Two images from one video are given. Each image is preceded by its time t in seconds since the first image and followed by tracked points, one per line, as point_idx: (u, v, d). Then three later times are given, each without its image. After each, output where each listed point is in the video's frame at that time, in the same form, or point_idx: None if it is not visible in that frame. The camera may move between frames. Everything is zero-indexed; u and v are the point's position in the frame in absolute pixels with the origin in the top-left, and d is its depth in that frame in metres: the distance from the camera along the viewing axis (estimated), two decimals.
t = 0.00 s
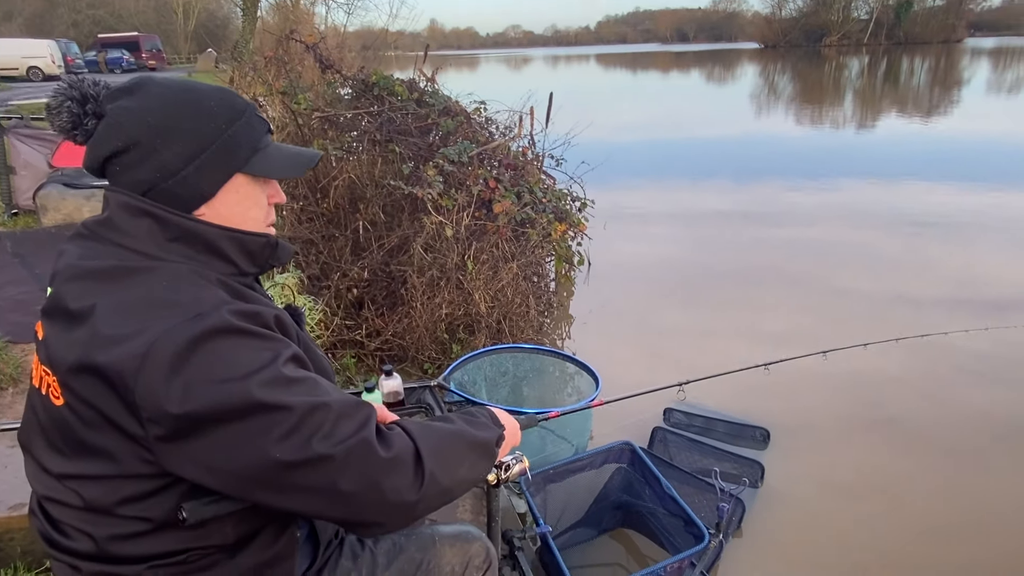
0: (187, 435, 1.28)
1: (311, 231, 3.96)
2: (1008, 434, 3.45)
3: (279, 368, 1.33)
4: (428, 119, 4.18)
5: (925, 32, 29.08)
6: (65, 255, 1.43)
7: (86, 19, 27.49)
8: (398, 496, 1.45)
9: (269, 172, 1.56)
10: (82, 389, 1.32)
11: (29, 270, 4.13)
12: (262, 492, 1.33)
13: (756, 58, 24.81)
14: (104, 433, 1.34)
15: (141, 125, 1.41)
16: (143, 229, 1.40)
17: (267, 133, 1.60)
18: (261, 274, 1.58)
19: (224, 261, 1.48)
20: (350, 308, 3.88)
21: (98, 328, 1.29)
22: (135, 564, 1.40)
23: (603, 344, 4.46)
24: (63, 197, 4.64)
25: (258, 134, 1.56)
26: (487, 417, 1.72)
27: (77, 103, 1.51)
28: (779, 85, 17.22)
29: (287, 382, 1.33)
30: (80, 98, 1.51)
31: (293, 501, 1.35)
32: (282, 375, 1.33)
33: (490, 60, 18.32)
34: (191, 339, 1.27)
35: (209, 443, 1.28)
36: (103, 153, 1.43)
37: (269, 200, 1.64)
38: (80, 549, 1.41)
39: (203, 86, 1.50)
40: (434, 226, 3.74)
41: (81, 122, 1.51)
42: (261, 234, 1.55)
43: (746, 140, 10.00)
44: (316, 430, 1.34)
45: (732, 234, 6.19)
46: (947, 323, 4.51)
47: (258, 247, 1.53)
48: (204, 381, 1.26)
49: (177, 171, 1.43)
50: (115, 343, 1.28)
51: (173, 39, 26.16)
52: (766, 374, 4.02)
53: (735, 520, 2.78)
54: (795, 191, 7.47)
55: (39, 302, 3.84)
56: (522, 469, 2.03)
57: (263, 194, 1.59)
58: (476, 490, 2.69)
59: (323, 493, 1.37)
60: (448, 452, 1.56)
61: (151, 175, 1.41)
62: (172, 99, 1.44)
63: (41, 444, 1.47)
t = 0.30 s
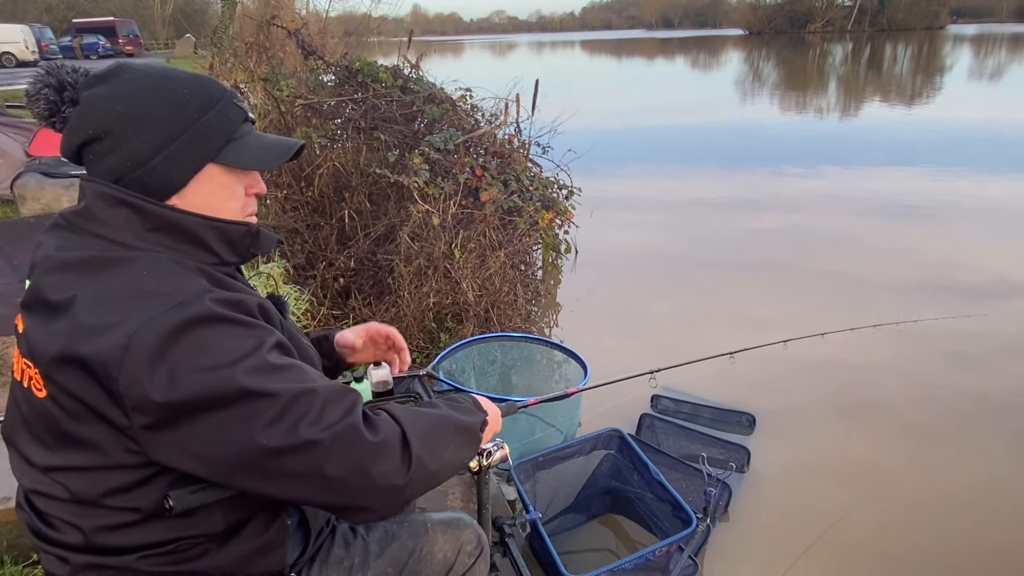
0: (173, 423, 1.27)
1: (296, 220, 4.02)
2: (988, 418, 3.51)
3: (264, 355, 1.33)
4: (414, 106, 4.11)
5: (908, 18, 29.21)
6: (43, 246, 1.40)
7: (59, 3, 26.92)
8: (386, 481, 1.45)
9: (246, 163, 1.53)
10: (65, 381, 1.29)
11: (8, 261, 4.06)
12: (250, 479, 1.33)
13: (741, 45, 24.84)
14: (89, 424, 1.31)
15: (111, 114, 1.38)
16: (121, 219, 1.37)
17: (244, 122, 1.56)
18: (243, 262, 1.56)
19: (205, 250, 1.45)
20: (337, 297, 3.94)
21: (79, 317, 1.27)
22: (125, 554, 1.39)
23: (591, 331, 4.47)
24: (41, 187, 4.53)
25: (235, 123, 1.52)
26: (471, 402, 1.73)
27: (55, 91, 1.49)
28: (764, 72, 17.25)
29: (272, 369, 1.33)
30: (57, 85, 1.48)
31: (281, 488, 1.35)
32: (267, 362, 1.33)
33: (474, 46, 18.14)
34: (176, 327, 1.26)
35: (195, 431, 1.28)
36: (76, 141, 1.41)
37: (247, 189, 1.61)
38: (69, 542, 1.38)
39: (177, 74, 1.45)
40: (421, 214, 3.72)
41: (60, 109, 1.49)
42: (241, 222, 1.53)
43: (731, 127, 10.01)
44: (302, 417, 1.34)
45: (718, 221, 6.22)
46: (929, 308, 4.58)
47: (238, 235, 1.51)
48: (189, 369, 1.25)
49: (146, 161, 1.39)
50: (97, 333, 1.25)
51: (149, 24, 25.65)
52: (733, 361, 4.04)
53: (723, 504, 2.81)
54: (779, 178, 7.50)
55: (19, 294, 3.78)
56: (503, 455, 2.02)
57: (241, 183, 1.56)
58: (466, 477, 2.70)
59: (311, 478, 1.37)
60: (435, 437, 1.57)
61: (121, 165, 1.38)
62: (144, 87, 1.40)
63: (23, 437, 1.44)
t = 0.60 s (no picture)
0: (153, 416, 1.24)
1: (280, 210, 4.00)
2: (971, 403, 3.56)
3: (243, 347, 1.30)
4: (399, 94, 4.04)
5: (892, 6, 29.37)
6: (19, 240, 1.37)
7: None
8: (371, 470, 1.43)
9: (222, 151, 1.49)
10: (45, 375, 1.26)
11: None
12: (234, 471, 1.30)
13: (726, 32, 24.83)
14: (68, 418, 1.28)
15: (83, 104, 1.34)
16: (94, 211, 1.33)
17: (219, 107, 1.52)
18: (222, 253, 1.51)
19: (182, 241, 1.41)
20: (324, 288, 3.96)
21: (55, 310, 1.23)
22: (113, 547, 1.34)
23: (579, 321, 4.47)
24: (20, 177, 4.39)
25: (210, 109, 1.48)
26: (452, 390, 1.71)
27: (20, 81, 1.43)
28: (750, 60, 17.26)
29: (252, 360, 1.30)
30: (21, 76, 1.43)
31: (265, 479, 1.32)
32: (247, 353, 1.29)
33: (459, 33, 17.99)
34: (153, 319, 1.22)
35: (175, 425, 1.24)
36: (47, 133, 1.36)
37: (224, 176, 1.56)
38: (55, 536, 1.35)
39: (148, 60, 1.41)
40: (408, 204, 3.70)
41: (25, 101, 1.43)
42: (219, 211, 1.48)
43: (717, 115, 10.02)
44: (284, 408, 1.31)
45: (705, 210, 6.22)
46: (913, 295, 4.62)
47: (216, 225, 1.46)
48: (167, 362, 1.22)
49: (122, 151, 1.36)
50: (72, 326, 1.22)
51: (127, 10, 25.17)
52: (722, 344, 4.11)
53: (712, 491, 2.83)
54: (765, 166, 7.52)
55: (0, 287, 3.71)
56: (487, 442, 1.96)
57: (217, 171, 1.52)
58: (457, 466, 2.71)
59: (295, 470, 1.34)
60: (418, 425, 1.55)
61: (97, 156, 1.35)
62: (115, 75, 1.36)
63: (5, 432, 1.41)
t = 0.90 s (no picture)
0: (155, 412, 1.24)
1: (270, 203, 3.94)
2: (957, 391, 3.61)
3: (243, 341, 1.29)
4: (388, 85, 4.02)
5: None
6: (15, 238, 1.36)
7: None
8: (372, 462, 1.43)
9: (215, 146, 1.47)
10: (45, 373, 1.26)
11: None
12: (236, 465, 1.30)
13: (714, 21, 24.81)
14: (69, 416, 1.28)
15: (75, 102, 1.32)
16: (93, 209, 1.33)
17: (211, 102, 1.50)
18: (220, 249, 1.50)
19: (179, 237, 1.40)
20: (315, 282, 3.94)
21: (54, 308, 1.23)
22: (115, 544, 1.34)
23: (571, 312, 4.48)
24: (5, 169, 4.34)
25: (202, 104, 1.46)
26: (452, 383, 1.72)
27: (9, 80, 1.41)
28: (738, 49, 17.25)
29: (253, 354, 1.29)
30: (10, 75, 1.41)
31: (267, 473, 1.32)
32: (246, 347, 1.29)
33: (447, 22, 17.84)
34: (153, 315, 1.22)
35: (177, 420, 1.24)
36: (39, 133, 1.34)
37: (218, 171, 1.55)
38: (56, 534, 1.35)
39: (139, 57, 1.40)
40: (399, 197, 3.71)
41: (16, 100, 1.42)
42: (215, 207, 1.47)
43: (706, 105, 10.02)
44: (284, 401, 1.30)
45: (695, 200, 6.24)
46: (901, 284, 4.66)
47: (213, 221, 1.45)
48: (168, 357, 1.22)
49: (116, 149, 1.34)
50: (73, 324, 1.22)
51: None
52: (703, 339, 4.04)
53: (704, 480, 2.86)
54: (754, 156, 7.54)
55: None
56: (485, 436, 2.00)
57: (212, 165, 1.51)
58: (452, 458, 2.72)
59: (297, 462, 1.34)
60: (418, 417, 1.55)
61: (90, 154, 1.33)
62: (106, 72, 1.35)
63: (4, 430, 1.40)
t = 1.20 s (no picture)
0: (163, 408, 1.25)
1: (265, 198, 4.01)
2: (949, 381, 3.65)
3: (250, 338, 1.30)
4: (382, 79, 4.00)
5: None
6: (19, 236, 1.36)
7: None
8: (377, 456, 1.44)
9: (219, 143, 1.48)
10: (52, 370, 1.26)
11: None
12: (244, 460, 1.31)
13: (706, 13, 24.77)
14: (77, 412, 1.28)
15: (79, 99, 1.33)
16: (96, 206, 1.32)
17: (214, 100, 1.51)
18: (222, 246, 1.51)
19: (182, 234, 1.41)
20: (311, 276, 4.00)
21: (62, 306, 1.24)
22: (123, 538, 1.35)
23: (566, 305, 4.49)
24: None
25: (204, 101, 1.47)
26: (447, 381, 1.73)
27: (13, 79, 1.40)
28: (730, 41, 17.25)
29: (259, 351, 1.30)
30: (14, 73, 1.40)
31: (275, 467, 1.34)
32: (254, 344, 1.30)
33: (439, 15, 17.76)
34: (160, 312, 1.23)
35: (185, 416, 1.25)
36: (44, 130, 1.35)
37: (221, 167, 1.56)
38: (64, 529, 1.36)
39: (142, 56, 1.40)
40: (394, 192, 3.72)
41: (19, 98, 1.40)
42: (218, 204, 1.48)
43: (699, 98, 10.03)
44: (292, 397, 1.32)
45: (688, 193, 6.26)
46: (893, 276, 4.70)
47: (216, 218, 1.46)
48: (176, 354, 1.23)
49: (122, 145, 1.35)
50: (81, 322, 1.22)
51: None
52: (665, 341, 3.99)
53: (700, 472, 2.89)
54: (747, 149, 7.56)
55: None
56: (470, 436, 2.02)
57: (214, 163, 1.52)
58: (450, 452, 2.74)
59: (303, 458, 1.35)
60: (419, 413, 1.57)
61: (95, 151, 1.34)
62: (110, 71, 1.35)
63: (11, 427, 1.41)
